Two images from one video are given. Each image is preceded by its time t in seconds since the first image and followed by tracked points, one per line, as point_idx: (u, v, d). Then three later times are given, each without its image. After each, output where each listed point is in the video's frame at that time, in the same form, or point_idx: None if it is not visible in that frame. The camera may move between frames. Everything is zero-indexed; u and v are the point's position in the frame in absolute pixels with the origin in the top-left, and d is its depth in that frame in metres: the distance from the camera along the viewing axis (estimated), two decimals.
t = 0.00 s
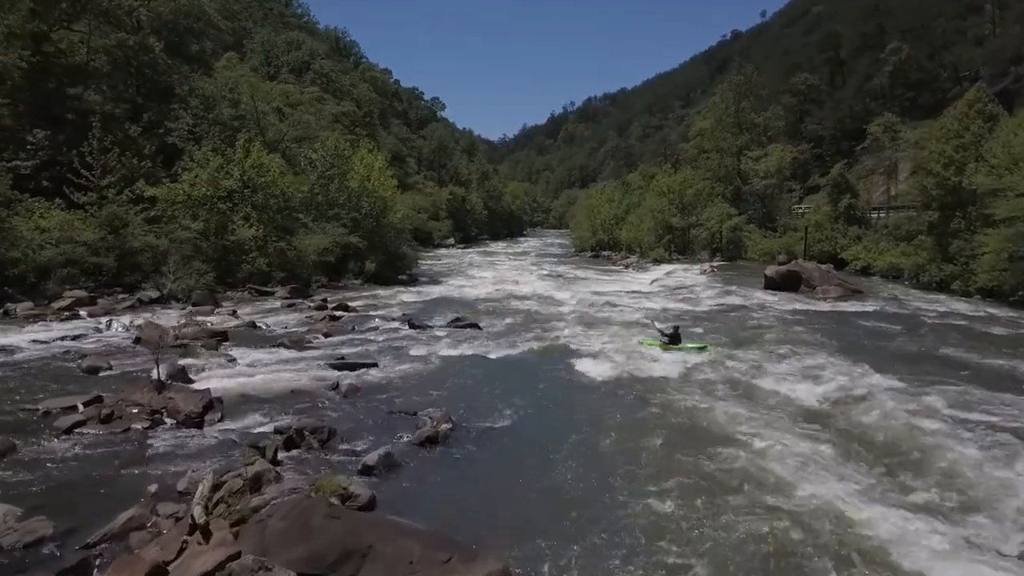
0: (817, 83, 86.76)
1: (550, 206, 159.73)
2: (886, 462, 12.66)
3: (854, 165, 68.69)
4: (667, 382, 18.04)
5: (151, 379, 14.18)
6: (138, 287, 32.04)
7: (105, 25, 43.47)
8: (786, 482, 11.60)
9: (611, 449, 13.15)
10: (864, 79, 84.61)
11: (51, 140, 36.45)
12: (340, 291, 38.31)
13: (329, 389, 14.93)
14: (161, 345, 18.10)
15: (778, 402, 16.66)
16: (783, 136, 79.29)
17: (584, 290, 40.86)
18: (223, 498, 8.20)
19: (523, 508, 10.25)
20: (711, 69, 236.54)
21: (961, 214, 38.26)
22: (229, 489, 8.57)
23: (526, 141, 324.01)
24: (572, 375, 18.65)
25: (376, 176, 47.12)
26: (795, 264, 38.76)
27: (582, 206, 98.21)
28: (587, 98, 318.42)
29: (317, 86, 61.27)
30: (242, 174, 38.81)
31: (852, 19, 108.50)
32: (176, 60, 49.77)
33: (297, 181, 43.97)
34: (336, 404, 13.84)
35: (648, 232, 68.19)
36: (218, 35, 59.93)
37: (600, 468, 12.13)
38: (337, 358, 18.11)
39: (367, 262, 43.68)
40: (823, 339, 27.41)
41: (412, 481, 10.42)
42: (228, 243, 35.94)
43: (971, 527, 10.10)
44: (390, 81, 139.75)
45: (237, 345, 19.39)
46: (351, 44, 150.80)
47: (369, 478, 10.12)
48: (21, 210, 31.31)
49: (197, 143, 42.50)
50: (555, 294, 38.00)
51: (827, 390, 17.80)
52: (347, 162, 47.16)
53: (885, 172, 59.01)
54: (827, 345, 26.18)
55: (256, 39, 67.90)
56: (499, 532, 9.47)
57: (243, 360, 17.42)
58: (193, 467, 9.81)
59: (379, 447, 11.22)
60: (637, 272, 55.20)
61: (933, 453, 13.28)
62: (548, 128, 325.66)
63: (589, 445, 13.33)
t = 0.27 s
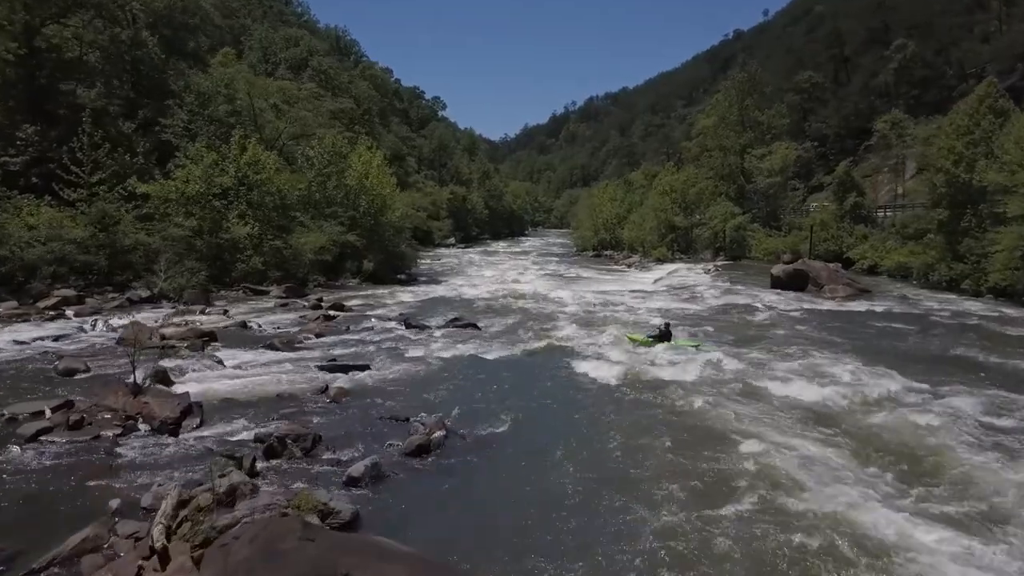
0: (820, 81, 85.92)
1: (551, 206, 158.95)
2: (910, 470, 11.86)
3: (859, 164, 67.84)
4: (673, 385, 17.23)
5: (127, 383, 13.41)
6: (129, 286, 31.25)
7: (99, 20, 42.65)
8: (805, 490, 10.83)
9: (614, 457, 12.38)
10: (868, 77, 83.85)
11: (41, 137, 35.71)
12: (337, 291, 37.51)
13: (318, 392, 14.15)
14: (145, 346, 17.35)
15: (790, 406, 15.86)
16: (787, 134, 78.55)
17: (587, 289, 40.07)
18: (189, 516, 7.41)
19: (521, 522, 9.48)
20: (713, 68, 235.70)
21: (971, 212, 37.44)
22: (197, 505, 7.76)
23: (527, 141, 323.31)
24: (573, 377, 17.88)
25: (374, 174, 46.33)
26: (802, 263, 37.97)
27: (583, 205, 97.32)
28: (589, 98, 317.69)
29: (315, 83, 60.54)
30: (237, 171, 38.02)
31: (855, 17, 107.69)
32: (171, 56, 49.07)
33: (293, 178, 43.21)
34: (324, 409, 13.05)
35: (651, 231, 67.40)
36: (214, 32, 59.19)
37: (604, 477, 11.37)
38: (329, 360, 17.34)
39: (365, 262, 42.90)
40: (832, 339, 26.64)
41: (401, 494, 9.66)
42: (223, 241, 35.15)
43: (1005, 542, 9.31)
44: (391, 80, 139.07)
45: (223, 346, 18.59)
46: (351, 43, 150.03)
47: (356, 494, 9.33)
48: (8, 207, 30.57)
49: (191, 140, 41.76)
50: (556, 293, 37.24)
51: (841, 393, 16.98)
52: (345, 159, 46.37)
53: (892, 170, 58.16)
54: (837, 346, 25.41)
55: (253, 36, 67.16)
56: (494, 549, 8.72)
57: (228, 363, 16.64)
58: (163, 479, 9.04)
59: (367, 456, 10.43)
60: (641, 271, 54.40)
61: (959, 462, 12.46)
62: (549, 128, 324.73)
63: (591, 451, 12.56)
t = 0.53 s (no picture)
0: (830, 79, 84.78)
1: (558, 205, 157.87)
2: (943, 493, 10.93)
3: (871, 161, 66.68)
4: (685, 391, 16.27)
5: (103, 389, 12.54)
6: (123, 285, 30.43)
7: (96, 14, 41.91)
8: (830, 521, 9.93)
9: (622, 475, 11.51)
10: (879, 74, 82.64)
11: (35, 133, 34.93)
12: (338, 291, 36.63)
13: (306, 400, 13.25)
14: (128, 349, 16.46)
15: (810, 415, 14.88)
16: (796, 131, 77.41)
17: (593, 290, 39.12)
18: (142, 548, 6.55)
19: (520, 550, 8.60)
20: (720, 67, 234.24)
21: (990, 210, 36.34)
22: (153, 534, 6.90)
23: (533, 141, 322.41)
24: (578, 384, 16.97)
25: (376, 172, 45.50)
26: (814, 262, 36.93)
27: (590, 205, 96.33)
28: (595, 98, 316.72)
29: (317, 79, 59.70)
30: (236, 168, 37.22)
31: (865, 13, 106.39)
32: (171, 52, 48.32)
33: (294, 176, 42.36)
34: (311, 418, 12.17)
35: (658, 230, 66.39)
36: (215, 29, 58.42)
37: (610, 500, 10.49)
38: (321, 364, 16.44)
39: (366, 261, 42.01)
40: (849, 342, 25.65)
41: (389, 516, 8.79)
42: (221, 240, 34.32)
43: None
44: (396, 79, 138.40)
45: (212, 349, 17.72)
46: (357, 42, 149.22)
47: (338, 518, 8.45)
48: None
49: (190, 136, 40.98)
50: (561, 293, 36.29)
51: (864, 400, 15.98)
52: (346, 157, 45.52)
53: (904, 168, 57.03)
54: (854, 349, 24.40)
55: (256, 33, 66.37)
56: None
57: (215, 366, 15.77)
58: (123, 501, 8.13)
59: (352, 473, 9.53)
60: (649, 271, 53.42)
61: (996, 479, 11.47)
62: (556, 127, 323.52)
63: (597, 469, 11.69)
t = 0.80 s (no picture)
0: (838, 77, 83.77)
1: (563, 206, 156.99)
2: (965, 504, 10.32)
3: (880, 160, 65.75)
4: (696, 398, 15.48)
5: (78, 397, 11.80)
6: (118, 285, 29.74)
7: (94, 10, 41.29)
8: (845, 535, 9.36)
9: (632, 490, 10.79)
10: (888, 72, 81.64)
11: (30, 130, 34.29)
12: (338, 291, 35.92)
13: (294, 408, 12.51)
14: (112, 353, 15.75)
15: (828, 422, 14.09)
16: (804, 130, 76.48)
17: (598, 290, 38.34)
18: None
19: (520, 565, 8.08)
20: (726, 67, 233.08)
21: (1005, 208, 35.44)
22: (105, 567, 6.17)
23: (538, 141, 321.53)
24: (582, 389, 16.26)
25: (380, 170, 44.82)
26: (825, 262, 36.07)
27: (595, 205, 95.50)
28: (600, 97, 315.63)
29: (319, 77, 59.02)
30: (235, 166, 36.58)
31: (873, 11, 105.38)
32: (170, 49, 47.70)
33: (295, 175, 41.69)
34: (299, 429, 11.45)
35: (665, 230, 65.55)
36: (216, 26, 57.81)
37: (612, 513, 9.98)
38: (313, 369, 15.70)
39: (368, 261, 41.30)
40: (863, 344, 24.83)
41: (378, 539, 8.07)
42: (219, 240, 33.66)
43: None
44: (401, 78, 137.72)
45: (201, 352, 16.98)
46: (361, 41, 148.57)
47: (322, 544, 7.74)
48: None
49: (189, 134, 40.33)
50: (566, 294, 35.52)
51: (884, 404, 15.17)
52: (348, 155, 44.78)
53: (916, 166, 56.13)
54: (868, 351, 23.58)
55: (257, 30, 65.76)
56: None
57: (202, 371, 15.02)
58: (79, 527, 7.40)
59: (338, 491, 8.79)
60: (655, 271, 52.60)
61: None
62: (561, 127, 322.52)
63: (600, 481, 11.15)
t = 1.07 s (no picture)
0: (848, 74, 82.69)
1: (569, 206, 155.97)
2: (1010, 525, 9.40)
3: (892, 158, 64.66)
4: (710, 406, 14.55)
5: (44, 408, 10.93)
6: (111, 285, 28.90)
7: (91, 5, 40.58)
8: (866, 543, 8.81)
9: (643, 507, 9.89)
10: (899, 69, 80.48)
11: (23, 126, 33.55)
12: (338, 291, 35.06)
13: (277, 419, 11.62)
14: (91, 357, 14.90)
15: (851, 433, 13.17)
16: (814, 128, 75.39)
17: (605, 290, 37.42)
18: None
19: None
20: (733, 66, 231.71)
21: None
22: None
23: (544, 140, 320.49)
24: (586, 396, 15.40)
25: (382, 167, 44.05)
26: (838, 261, 35.07)
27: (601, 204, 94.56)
28: (606, 97, 314.46)
29: (322, 74, 58.22)
30: (233, 163, 35.78)
31: (883, 8, 104.15)
32: (170, 45, 46.96)
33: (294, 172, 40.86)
34: (281, 443, 10.55)
35: (672, 230, 64.56)
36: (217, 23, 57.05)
37: (620, 521, 9.35)
38: (302, 375, 14.81)
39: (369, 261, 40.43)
40: (881, 347, 23.87)
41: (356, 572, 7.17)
42: (215, 238, 32.82)
43: None
44: (406, 77, 136.99)
45: (187, 356, 16.11)
46: (366, 40, 147.81)
47: None
48: None
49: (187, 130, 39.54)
50: (572, 294, 34.61)
51: (910, 413, 14.25)
52: (350, 152, 43.92)
53: (929, 164, 55.04)
54: (887, 355, 22.61)
55: (260, 27, 65.00)
56: None
57: (184, 378, 14.13)
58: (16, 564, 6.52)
59: (315, 518, 7.89)
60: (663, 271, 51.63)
61: None
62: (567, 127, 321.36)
63: (606, 488, 10.50)
